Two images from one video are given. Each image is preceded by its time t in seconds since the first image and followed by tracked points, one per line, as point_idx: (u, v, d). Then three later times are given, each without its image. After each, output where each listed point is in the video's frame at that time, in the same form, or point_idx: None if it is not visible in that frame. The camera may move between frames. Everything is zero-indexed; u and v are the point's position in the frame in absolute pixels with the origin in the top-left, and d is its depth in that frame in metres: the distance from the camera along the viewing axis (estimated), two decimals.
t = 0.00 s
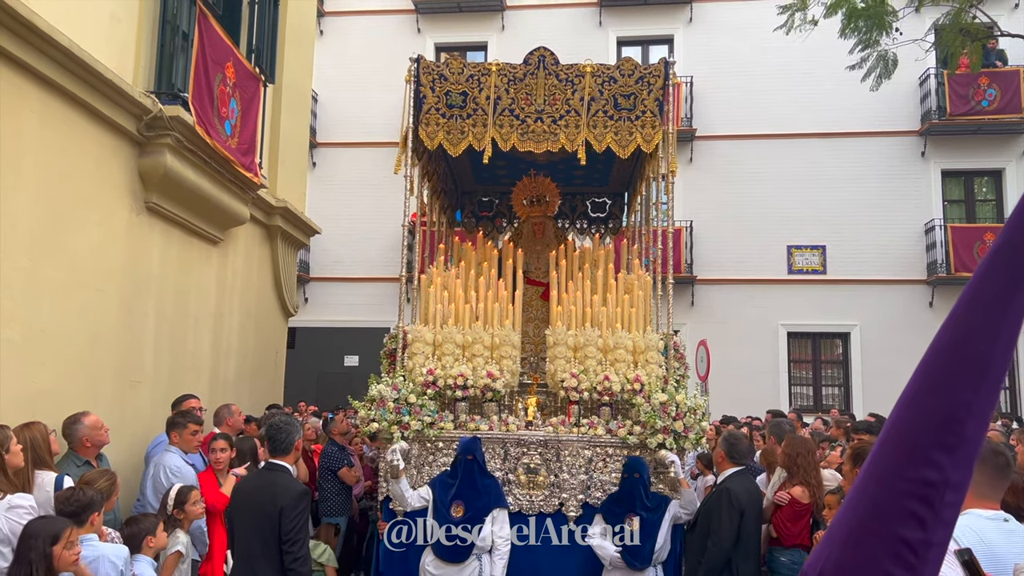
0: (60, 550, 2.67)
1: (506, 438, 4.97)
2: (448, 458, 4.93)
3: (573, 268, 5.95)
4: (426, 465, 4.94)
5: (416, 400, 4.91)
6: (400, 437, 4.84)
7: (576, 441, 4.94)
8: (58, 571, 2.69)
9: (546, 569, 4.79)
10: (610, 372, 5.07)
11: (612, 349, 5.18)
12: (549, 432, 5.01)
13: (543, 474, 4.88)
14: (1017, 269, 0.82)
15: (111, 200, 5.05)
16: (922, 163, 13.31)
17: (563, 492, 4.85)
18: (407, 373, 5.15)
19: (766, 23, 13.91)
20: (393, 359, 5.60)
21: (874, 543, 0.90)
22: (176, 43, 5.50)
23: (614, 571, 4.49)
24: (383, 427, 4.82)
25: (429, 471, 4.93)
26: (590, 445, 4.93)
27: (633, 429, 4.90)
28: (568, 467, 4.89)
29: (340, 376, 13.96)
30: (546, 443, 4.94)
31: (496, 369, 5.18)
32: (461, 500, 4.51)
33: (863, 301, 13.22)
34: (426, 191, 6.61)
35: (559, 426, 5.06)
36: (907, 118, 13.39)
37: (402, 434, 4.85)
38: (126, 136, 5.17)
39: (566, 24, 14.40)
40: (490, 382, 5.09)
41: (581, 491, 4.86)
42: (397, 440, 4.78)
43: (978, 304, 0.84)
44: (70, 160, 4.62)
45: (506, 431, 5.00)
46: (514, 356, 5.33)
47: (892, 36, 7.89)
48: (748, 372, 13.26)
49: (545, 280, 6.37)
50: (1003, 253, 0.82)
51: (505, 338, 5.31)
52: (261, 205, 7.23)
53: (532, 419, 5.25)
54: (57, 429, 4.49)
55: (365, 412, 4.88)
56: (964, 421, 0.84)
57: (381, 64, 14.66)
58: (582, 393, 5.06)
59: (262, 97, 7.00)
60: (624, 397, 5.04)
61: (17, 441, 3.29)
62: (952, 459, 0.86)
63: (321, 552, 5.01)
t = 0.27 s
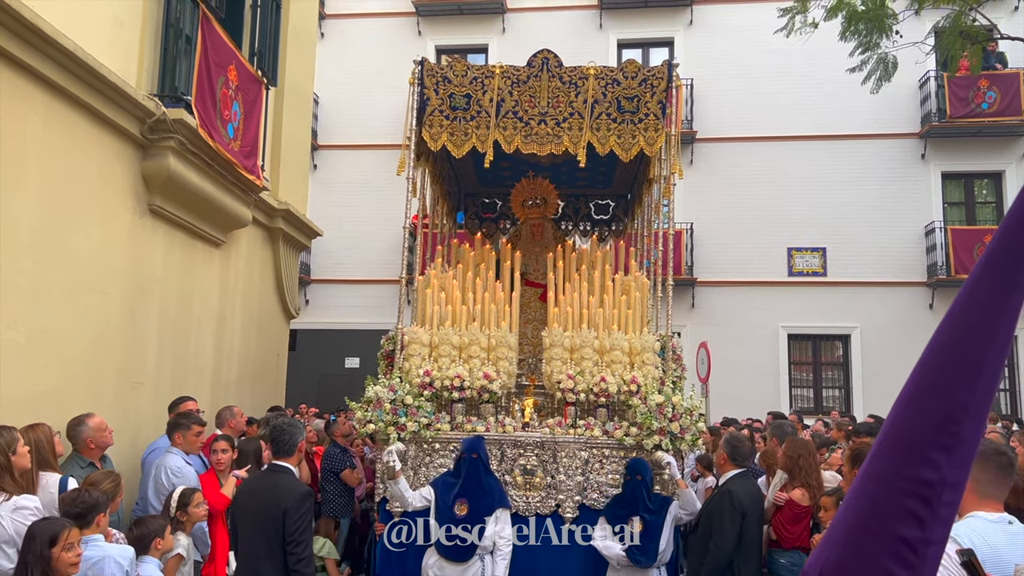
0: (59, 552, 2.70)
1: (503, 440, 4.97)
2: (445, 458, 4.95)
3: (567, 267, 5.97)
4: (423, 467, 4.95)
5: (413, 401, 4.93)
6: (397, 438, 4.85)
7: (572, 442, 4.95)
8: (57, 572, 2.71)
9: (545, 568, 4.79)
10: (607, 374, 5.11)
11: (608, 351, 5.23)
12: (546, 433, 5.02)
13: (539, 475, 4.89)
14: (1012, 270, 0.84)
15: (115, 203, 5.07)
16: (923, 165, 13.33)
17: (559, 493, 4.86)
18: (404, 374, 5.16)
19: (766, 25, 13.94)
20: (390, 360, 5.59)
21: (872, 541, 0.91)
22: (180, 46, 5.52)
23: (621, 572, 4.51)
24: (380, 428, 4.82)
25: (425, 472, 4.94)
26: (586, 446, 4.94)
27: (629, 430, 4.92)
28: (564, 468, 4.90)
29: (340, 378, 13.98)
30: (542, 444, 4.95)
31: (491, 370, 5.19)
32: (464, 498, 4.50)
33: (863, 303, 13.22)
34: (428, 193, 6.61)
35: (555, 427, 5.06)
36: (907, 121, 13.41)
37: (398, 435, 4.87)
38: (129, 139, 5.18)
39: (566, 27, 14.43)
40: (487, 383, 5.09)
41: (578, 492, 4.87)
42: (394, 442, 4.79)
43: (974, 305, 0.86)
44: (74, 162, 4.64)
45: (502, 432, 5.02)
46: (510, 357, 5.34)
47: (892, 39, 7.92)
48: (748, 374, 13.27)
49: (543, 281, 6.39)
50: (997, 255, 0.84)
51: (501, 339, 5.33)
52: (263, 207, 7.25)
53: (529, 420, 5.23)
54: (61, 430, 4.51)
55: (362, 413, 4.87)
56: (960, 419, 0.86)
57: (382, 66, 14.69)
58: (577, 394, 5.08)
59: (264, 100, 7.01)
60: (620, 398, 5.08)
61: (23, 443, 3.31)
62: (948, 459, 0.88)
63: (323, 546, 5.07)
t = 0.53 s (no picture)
0: (59, 553, 2.70)
1: (500, 442, 4.98)
2: (441, 461, 4.96)
3: (567, 269, 5.97)
4: (420, 469, 4.96)
5: (410, 404, 4.94)
6: (394, 441, 4.86)
7: (569, 445, 4.96)
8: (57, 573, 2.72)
9: (543, 568, 4.81)
10: (604, 376, 5.12)
11: (605, 353, 5.23)
12: (543, 435, 5.02)
13: (536, 478, 4.89)
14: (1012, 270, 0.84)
15: (117, 205, 5.08)
16: (922, 167, 13.34)
17: (557, 495, 4.87)
18: (401, 377, 5.18)
19: (766, 28, 13.96)
20: (388, 364, 5.61)
21: (871, 541, 0.92)
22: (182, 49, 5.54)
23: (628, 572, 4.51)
24: (376, 430, 4.83)
25: (422, 474, 4.95)
26: (584, 448, 4.96)
27: (626, 433, 4.93)
28: (562, 471, 4.92)
29: (340, 380, 13.98)
30: (540, 447, 4.96)
31: (489, 372, 5.19)
32: (466, 499, 4.51)
33: (863, 305, 13.23)
34: (430, 195, 6.62)
35: (552, 429, 5.05)
36: (907, 123, 13.43)
37: (396, 438, 4.89)
38: (131, 141, 5.19)
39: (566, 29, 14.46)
40: (484, 386, 5.10)
41: (575, 495, 4.87)
42: (391, 444, 4.81)
43: (974, 305, 0.86)
44: (77, 164, 4.65)
45: (499, 435, 5.02)
46: (507, 359, 5.32)
47: (891, 41, 7.93)
48: (748, 376, 13.27)
49: (542, 283, 6.40)
50: (997, 254, 0.84)
51: (499, 341, 5.30)
52: (264, 209, 7.26)
53: (526, 422, 5.20)
54: (64, 432, 4.51)
55: (358, 416, 4.90)
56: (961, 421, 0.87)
57: (382, 69, 14.71)
58: (575, 397, 5.08)
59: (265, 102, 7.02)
60: (617, 401, 5.08)
61: (26, 444, 3.32)
62: (949, 461, 0.88)
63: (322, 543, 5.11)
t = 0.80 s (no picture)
0: (53, 555, 2.70)
1: (500, 444, 4.98)
2: (441, 462, 4.96)
3: (567, 271, 5.98)
4: (419, 470, 4.97)
5: (409, 405, 4.95)
6: (393, 442, 4.87)
7: (569, 446, 4.96)
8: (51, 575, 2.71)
9: (539, 568, 4.85)
10: (604, 378, 5.11)
11: (606, 354, 5.23)
12: (542, 437, 5.01)
13: (536, 479, 4.89)
14: (994, 277, 0.92)
15: (115, 208, 5.08)
16: (920, 170, 13.36)
17: (556, 497, 4.87)
18: (400, 378, 5.19)
19: (764, 31, 13.98)
20: (387, 365, 5.62)
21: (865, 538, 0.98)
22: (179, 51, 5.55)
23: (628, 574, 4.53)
24: (376, 432, 4.83)
25: (422, 476, 4.95)
26: (583, 450, 4.96)
27: (626, 434, 4.92)
28: (561, 473, 4.92)
29: (339, 383, 13.98)
30: (539, 448, 4.95)
31: (489, 374, 5.19)
32: (459, 502, 4.51)
33: (862, 307, 13.24)
34: (427, 197, 6.62)
35: (551, 431, 5.05)
36: (905, 125, 13.45)
37: (395, 439, 4.90)
38: (129, 144, 5.20)
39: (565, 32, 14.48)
40: (484, 388, 5.10)
41: (575, 497, 4.88)
42: (390, 445, 4.81)
43: (958, 311, 0.95)
44: (76, 166, 4.66)
45: (499, 436, 5.02)
46: (507, 361, 5.31)
47: (889, 44, 7.94)
48: (747, 378, 13.28)
49: (542, 285, 6.40)
50: (979, 262, 0.94)
51: (499, 343, 5.29)
52: (261, 211, 7.25)
53: (526, 424, 5.21)
54: (61, 434, 4.51)
55: (358, 417, 4.92)
56: (949, 419, 0.94)
57: (381, 71, 14.72)
58: (574, 398, 5.08)
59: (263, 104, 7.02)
60: (618, 402, 5.06)
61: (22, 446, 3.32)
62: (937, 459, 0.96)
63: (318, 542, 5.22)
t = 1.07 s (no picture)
0: (47, 557, 2.69)
1: (499, 446, 4.97)
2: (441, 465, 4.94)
3: (567, 274, 5.97)
4: (419, 473, 4.96)
5: (409, 408, 4.94)
6: (392, 445, 4.86)
7: (569, 449, 4.94)
8: None
9: (539, 568, 4.83)
10: (604, 380, 5.10)
11: (605, 356, 5.23)
12: (542, 440, 5.01)
13: (535, 482, 4.89)
14: (982, 278, 0.97)
15: (112, 210, 5.08)
16: (918, 172, 13.37)
17: (556, 500, 4.87)
18: (400, 381, 5.19)
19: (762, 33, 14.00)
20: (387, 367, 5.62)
21: (855, 535, 1.03)
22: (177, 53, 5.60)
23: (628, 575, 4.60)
24: (376, 434, 4.85)
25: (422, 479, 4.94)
26: (583, 453, 4.94)
27: (626, 437, 4.92)
28: (561, 475, 4.91)
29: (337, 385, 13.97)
30: (539, 451, 4.95)
31: (488, 376, 5.19)
32: (447, 505, 4.53)
33: (860, 310, 13.24)
34: (424, 199, 6.62)
35: (551, 434, 5.07)
36: (903, 128, 13.46)
37: (394, 442, 4.89)
38: (126, 145, 5.20)
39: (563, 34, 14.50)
40: (484, 390, 5.09)
41: (575, 500, 4.86)
42: (390, 448, 4.81)
43: (947, 312, 0.99)
44: (73, 167, 4.66)
45: (499, 439, 5.02)
46: (507, 363, 5.33)
47: (886, 46, 7.94)
48: (745, 381, 13.28)
49: (541, 287, 6.40)
50: (968, 265, 0.98)
51: (499, 345, 5.30)
52: (259, 213, 7.25)
53: (526, 427, 5.24)
54: (57, 436, 4.50)
55: (358, 420, 4.94)
56: (937, 419, 0.99)
57: (379, 73, 14.73)
58: (575, 401, 5.08)
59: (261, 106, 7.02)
60: (617, 404, 5.05)
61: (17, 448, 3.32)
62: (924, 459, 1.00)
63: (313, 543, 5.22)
